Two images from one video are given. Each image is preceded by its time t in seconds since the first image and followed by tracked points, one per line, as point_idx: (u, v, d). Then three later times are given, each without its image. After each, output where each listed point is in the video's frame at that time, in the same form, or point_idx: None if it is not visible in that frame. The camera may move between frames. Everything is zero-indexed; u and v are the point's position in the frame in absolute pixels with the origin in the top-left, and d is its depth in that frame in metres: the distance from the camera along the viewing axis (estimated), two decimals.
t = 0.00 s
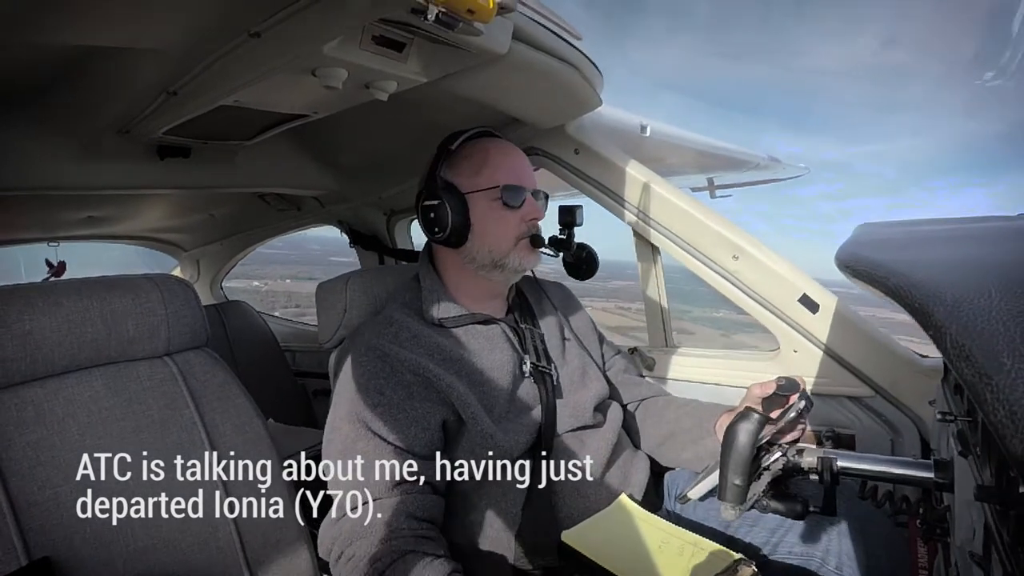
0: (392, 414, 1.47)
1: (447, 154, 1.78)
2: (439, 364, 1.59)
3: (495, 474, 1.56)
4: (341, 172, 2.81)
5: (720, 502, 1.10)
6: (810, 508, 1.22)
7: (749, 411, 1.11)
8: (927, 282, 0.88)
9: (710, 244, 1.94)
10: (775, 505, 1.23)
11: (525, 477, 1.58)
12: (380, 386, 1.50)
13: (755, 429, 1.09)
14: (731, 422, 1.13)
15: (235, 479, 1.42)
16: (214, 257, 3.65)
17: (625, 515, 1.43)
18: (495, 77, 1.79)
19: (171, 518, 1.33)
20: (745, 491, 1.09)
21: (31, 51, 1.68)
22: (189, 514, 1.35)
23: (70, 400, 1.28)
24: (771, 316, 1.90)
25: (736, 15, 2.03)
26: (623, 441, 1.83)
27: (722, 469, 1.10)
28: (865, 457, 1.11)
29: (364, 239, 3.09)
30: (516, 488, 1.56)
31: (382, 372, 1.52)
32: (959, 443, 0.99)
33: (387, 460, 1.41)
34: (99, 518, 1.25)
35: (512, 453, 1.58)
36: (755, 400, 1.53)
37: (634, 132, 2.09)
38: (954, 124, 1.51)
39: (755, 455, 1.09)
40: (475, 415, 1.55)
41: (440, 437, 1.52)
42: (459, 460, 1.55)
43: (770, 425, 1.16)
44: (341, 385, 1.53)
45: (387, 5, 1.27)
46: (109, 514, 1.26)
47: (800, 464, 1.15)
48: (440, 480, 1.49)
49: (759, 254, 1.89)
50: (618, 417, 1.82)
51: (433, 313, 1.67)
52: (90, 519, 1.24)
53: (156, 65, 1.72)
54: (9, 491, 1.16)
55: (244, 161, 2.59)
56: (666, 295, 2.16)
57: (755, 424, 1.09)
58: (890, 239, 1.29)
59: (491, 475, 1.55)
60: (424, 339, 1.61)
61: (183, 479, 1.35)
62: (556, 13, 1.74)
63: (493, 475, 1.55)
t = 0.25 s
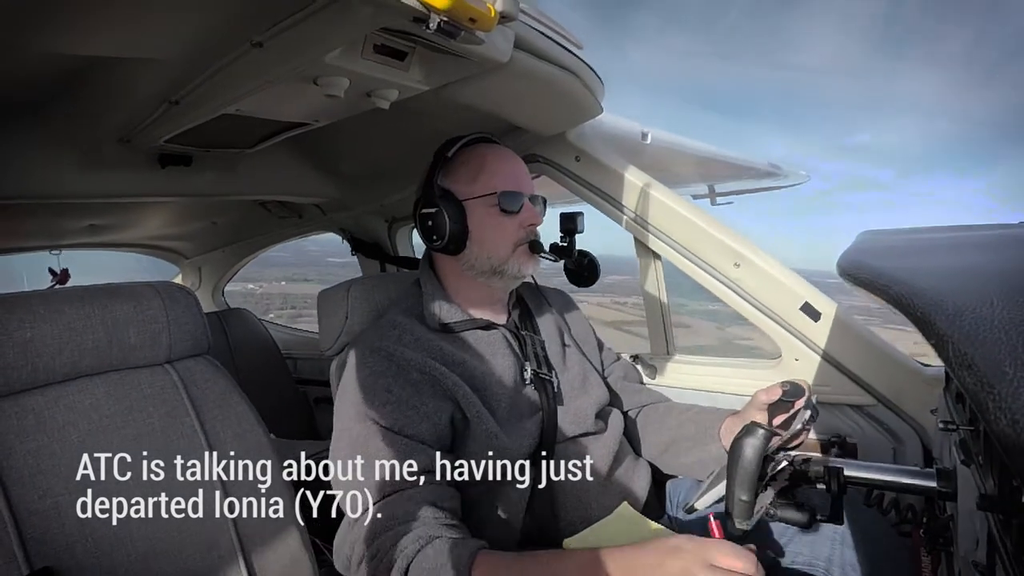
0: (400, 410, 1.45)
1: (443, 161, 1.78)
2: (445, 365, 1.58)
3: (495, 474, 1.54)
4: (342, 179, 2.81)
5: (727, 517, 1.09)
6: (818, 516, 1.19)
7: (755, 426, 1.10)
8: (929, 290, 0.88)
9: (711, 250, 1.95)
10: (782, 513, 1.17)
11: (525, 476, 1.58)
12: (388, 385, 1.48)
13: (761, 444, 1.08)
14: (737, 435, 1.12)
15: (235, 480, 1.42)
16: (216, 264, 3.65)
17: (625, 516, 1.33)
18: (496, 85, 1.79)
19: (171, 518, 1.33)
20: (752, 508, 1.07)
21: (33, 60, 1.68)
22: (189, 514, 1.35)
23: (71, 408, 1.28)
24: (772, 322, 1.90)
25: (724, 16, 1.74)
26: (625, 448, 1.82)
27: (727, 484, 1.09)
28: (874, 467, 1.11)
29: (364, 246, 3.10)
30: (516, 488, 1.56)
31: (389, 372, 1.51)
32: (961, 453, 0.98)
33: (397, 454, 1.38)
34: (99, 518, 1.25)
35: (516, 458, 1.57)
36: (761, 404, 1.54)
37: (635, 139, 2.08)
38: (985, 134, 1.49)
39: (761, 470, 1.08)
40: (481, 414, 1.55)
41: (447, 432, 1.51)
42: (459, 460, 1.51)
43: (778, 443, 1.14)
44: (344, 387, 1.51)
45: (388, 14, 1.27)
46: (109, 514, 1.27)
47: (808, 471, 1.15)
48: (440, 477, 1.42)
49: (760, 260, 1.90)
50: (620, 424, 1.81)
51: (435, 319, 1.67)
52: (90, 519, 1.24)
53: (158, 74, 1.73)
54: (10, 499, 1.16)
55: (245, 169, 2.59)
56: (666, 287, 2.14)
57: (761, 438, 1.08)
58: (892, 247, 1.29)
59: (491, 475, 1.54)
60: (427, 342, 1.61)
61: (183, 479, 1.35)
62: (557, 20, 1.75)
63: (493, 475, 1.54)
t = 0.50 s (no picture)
0: (413, 411, 1.42)
1: (444, 169, 1.78)
2: (453, 368, 1.57)
3: (495, 474, 1.51)
4: (344, 186, 2.82)
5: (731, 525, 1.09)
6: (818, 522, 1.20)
7: (756, 438, 1.10)
8: (929, 298, 0.88)
9: (711, 257, 1.95)
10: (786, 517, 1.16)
11: (525, 477, 1.55)
12: (398, 387, 1.45)
13: (762, 457, 1.08)
14: (739, 446, 1.13)
15: (234, 479, 1.42)
16: (217, 272, 3.65)
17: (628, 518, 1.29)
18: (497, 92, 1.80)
19: (171, 518, 1.32)
20: (755, 519, 1.08)
21: (36, 67, 1.69)
22: (189, 514, 1.34)
23: (72, 416, 1.27)
24: (773, 328, 1.89)
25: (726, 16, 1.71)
26: (627, 455, 1.82)
27: (730, 496, 1.11)
28: (872, 474, 1.12)
29: (365, 252, 3.10)
30: (516, 488, 1.54)
31: (399, 375, 1.48)
32: (964, 460, 0.98)
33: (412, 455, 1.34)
34: (99, 518, 1.25)
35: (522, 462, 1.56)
36: (761, 409, 1.53)
37: (635, 146, 2.09)
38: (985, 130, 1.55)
39: (763, 482, 1.09)
40: (488, 418, 1.53)
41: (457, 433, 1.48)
42: (460, 460, 1.39)
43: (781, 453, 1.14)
44: (353, 391, 1.48)
45: (390, 21, 1.28)
46: (109, 514, 1.27)
47: (810, 480, 1.13)
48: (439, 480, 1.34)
49: (762, 269, 1.89)
50: (621, 432, 1.81)
51: (438, 325, 1.67)
52: (90, 519, 1.24)
53: (160, 82, 1.74)
54: (10, 508, 1.16)
55: (246, 176, 2.59)
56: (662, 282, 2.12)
57: (762, 450, 1.09)
58: (893, 255, 1.28)
59: (491, 475, 1.50)
60: (433, 347, 1.59)
61: (182, 479, 1.35)
62: (559, 28, 1.75)
63: (493, 475, 1.50)
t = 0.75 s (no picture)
0: (429, 401, 1.40)
1: (444, 173, 1.78)
2: (464, 362, 1.56)
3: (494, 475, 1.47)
4: (344, 188, 2.81)
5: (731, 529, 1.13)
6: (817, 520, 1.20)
7: (755, 449, 1.11)
8: (930, 301, 0.88)
9: (711, 258, 1.94)
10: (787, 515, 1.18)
11: (526, 477, 1.51)
12: (415, 377, 1.43)
13: (762, 468, 1.09)
14: (739, 455, 1.13)
15: (234, 479, 1.41)
16: (218, 274, 3.65)
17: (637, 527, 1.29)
18: (497, 94, 1.80)
19: (171, 518, 1.33)
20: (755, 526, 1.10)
21: (35, 69, 1.69)
22: (189, 514, 1.35)
23: (73, 419, 1.28)
24: (772, 330, 1.89)
25: (715, 22, 1.72)
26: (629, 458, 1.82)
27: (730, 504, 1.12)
28: (874, 476, 1.11)
29: (366, 254, 3.10)
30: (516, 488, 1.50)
31: (413, 368, 1.46)
32: (964, 464, 0.99)
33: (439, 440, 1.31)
34: (99, 518, 1.25)
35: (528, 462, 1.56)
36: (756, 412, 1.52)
37: (635, 148, 2.12)
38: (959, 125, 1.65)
39: (764, 491, 1.10)
40: (498, 415, 1.52)
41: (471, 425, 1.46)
42: (459, 460, 1.27)
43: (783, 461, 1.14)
44: (361, 388, 1.45)
45: (389, 23, 1.27)
46: (109, 514, 1.26)
47: (810, 484, 1.12)
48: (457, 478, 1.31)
49: (762, 272, 1.88)
50: (623, 435, 1.81)
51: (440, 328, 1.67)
52: (90, 519, 1.24)
53: (160, 84, 1.74)
54: (11, 511, 1.16)
55: (247, 177, 2.59)
56: (660, 276, 2.12)
57: (761, 462, 1.09)
58: (894, 258, 1.28)
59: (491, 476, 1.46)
60: (441, 343, 1.58)
61: (182, 479, 1.35)
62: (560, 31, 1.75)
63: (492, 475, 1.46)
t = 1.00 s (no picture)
0: (451, 384, 1.40)
1: (452, 172, 1.78)
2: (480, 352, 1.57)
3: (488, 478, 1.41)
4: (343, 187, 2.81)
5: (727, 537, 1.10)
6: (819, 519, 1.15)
7: (752, 456, 1.10)
8: (929, 299, 0.88)
9: (710, 257, 1.95)
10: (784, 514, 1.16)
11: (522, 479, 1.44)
12: (435, 365, 1.44)
13: (759, 475, 1.08)
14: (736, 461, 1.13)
15: (234, 479, 1.41)
16: (217, 273, 3.65)
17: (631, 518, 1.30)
18: (496, 93, 1.80)
19: (171, 518, 1.32)
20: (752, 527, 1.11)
21: (33, 68, 1.68)
22: (189, 514, 1.34)
23: (71, 418, 1.27)
24: (771, 329, 1.88)
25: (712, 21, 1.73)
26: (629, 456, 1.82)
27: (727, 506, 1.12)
28: (870, 475, 1.12)
29: (364, 253, 3.10)
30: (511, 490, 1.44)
31: (432, 356, 1.46)
32: (963, 461, 0.98)
33: (467, 419, 1.32)
34: (99, 518, 1.25)
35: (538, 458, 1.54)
36: (755, 404, 1.54)
37: (634, 147, 2.12)
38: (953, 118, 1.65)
39: (761, 495, 1.10)
40: (514, 405, 1.52)
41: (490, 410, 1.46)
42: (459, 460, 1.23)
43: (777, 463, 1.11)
44: (378, 383, 1.46)
45: (388, 21, 1.27)
46: (109, 514, 1.27)
47: (806, 481, 1.14)
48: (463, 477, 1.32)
49: (762, 271, 1.88)
50: (624, 434, 1.80)
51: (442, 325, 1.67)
52: (90, 519, 1.24)
53: (159, 83, 1.73)
54: (9, 510, 1.16)
55: (245, 176, 2.59)
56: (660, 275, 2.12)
57: (759, 469, 1.08)
58: (893, 257, 1.28)
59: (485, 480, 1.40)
60: (455, 337, 1.59)
61: (182, 479, 1.35)
62: (558, 29, 1.75)
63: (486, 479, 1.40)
